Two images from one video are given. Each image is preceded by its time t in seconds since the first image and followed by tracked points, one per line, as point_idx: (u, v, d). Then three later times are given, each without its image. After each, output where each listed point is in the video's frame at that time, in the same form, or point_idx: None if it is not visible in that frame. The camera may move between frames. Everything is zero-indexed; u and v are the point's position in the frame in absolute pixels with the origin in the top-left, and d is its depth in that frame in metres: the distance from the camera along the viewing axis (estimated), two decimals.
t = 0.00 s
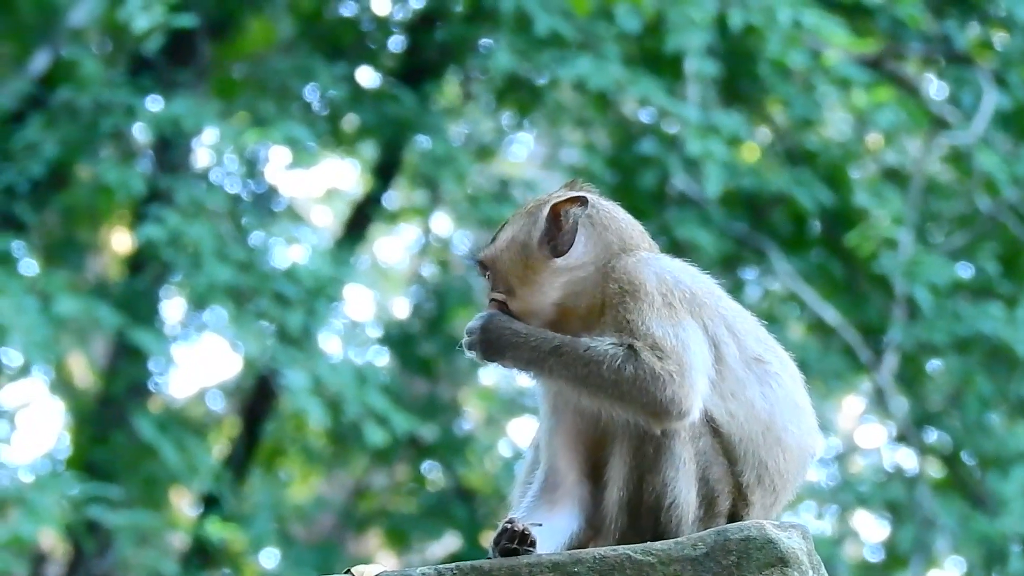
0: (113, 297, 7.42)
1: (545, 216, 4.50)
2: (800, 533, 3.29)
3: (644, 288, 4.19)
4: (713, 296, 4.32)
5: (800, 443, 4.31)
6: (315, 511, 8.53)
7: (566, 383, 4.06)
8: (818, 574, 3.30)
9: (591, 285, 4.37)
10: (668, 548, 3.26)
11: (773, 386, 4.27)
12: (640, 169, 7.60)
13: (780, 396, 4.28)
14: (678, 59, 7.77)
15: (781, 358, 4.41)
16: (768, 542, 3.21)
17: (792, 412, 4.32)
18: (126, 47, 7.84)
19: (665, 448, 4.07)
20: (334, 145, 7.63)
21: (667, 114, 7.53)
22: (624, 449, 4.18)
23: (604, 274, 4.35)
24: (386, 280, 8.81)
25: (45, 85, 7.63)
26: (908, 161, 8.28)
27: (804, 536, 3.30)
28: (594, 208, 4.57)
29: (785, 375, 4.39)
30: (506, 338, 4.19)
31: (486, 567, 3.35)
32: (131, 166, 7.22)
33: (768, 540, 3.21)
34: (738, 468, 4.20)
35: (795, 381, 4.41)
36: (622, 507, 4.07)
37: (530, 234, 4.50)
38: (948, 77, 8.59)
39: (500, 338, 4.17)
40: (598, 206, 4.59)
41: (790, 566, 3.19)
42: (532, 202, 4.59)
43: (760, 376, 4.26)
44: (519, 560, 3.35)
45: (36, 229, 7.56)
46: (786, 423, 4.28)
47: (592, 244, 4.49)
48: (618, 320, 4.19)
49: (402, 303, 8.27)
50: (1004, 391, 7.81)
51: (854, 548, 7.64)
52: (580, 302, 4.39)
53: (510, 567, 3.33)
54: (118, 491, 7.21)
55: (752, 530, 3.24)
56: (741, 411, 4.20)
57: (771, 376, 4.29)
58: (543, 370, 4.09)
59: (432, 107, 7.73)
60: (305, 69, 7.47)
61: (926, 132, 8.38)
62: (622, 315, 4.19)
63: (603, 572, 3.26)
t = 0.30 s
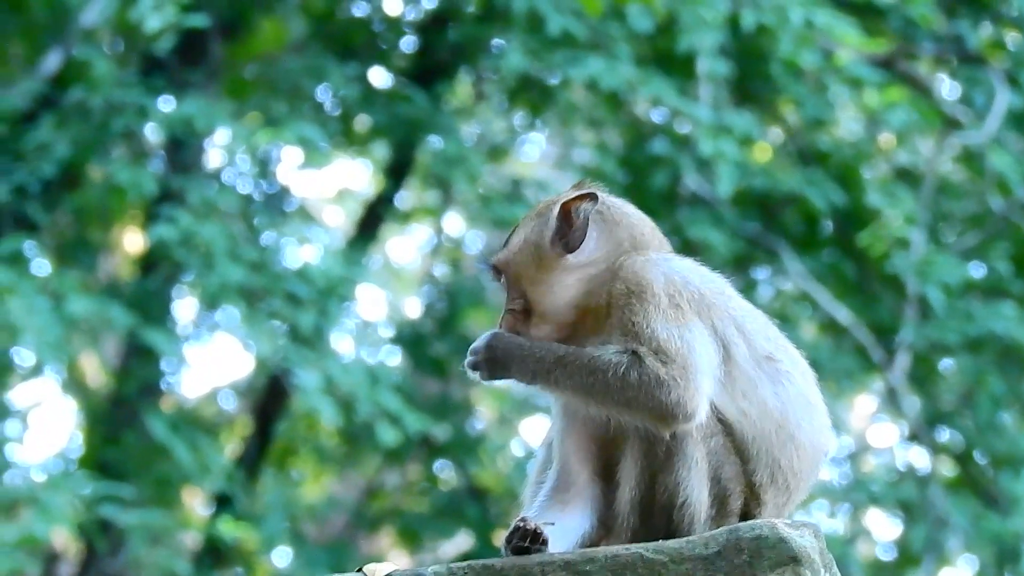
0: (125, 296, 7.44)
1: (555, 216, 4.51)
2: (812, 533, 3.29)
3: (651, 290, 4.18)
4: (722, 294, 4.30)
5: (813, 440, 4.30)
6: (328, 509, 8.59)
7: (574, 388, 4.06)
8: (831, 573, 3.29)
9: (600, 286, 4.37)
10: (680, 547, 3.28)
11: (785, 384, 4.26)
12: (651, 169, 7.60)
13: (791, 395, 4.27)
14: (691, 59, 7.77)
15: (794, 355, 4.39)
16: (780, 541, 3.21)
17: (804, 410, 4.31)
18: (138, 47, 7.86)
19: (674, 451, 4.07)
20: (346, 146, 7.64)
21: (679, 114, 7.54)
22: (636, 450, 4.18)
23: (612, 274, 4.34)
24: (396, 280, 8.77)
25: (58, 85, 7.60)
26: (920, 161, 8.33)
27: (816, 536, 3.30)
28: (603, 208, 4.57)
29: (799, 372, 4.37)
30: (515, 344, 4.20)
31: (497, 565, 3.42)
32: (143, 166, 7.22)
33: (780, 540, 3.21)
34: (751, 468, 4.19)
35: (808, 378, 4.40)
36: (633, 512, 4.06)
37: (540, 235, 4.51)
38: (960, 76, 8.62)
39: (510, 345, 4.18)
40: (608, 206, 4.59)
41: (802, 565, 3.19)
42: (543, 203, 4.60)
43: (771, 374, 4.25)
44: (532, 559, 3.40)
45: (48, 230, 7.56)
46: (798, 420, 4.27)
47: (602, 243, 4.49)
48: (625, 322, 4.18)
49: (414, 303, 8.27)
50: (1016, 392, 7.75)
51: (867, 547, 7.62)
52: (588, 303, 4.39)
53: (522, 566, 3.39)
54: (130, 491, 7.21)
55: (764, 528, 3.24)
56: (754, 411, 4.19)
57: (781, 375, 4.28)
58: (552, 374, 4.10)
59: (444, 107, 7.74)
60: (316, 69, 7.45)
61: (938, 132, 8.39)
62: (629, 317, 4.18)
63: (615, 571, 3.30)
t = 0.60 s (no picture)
0: (142, 291, 7.46)
1: (575, 207, 4.51)
2: (830, 526, 3.15)
3: (665, 282, 4.15)
4: (738, 287, 4.28)
5: (829, 434, 4.27)
6: (345, 505, 8.57)
7: (586, 382, 4.04)
8: (849, 568, 3.16)
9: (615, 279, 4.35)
10: (698, 541, 3.12)
11: (800, 378, 4.25)
12: (670, 163, 7.61)
13: (807, 388, 4.25)
14: (709, 53, 7.76)
15: (810, 350, 4.37)
16: (798, 535, 3.07)
17: (820, 404, 4.28)
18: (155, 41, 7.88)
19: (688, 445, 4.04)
20: (364, 139, 7.64)
21: (698, 107, 7.51)
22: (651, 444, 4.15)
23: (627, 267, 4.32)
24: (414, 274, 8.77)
25: (76, 79, 7.64)
26: (939, 155, 8.33)
27: (834, 530, 3.16)
28: (619, 202, 4.55)
29: (814, 366, 4.35)
30: (529, 341, 4.20)
31: (514, 561, 3.23)
32: (161, 160, 7.22)
33: (798, 534, 3.07)
34: (768, 462, 4.15)
35: (824, 373, 4.37)
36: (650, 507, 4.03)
37: (558, 228, 4.51)
38: (978, 72, 8.66)
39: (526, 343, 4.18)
40: (624, 199, 4.57)
41: (821, 559, 3.06)
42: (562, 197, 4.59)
43: (787, 369, 4.23)
44: (547, 555, 3.22)
45: (66, 224, 7.58)
46: (814, 414, 4.25)
47: (621, 235, 4.48)
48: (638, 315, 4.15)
49: (432, 297, 8.27)
50: None
51: (885, 541, 7.60)
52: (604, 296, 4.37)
53: (538, 562, 3.21)
54: (148, 485, 7.22)
55: (782, 522, 3.10)
56: (771, 404, 4.16)
57: (796, 368, 4.26)
58: (567, 369, 4.09)
59: (462, 101, 7.75)
60: (335, 62, 7.49)
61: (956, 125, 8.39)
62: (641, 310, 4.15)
63: (632, 568, 3.13)
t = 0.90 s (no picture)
0: (154, 279, 7.47)
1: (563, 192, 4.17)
2: (843, 514, 2.78)
3: (653, 275, 3.71)
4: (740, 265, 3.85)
5: (840, 424, 3.83)
6: (357, 493, 8.56)
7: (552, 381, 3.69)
8: (864, 559, 2.79)
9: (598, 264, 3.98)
10: (711, 528, 2.75)
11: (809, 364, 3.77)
12: (682, 152, 7.68)
13: (815, 376, 3.79)
14: (721, 42, 7.77)
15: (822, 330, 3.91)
16: (810, 523, 2.70)
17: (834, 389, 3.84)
18: (169, 30, 7.90)
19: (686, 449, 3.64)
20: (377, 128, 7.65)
21: (710, 96, 7.59)
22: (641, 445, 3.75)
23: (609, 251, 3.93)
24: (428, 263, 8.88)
25: (88, 67, 7.65)
26: (951, 144, 8.35)
27: (849, 519, 2.79)
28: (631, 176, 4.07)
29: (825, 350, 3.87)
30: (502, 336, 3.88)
31: (526, 548, 2.82)
32: (172, 149, 7.22)
33: (810, 522, 2.70)
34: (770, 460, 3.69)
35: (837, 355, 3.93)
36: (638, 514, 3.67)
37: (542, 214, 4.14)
38: (990, 60, 8.64)
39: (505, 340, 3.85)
40: (618, 178, 4.04)
41: (836, 550, 2.69)
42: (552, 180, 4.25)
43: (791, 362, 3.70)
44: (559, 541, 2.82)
45: (79, 212, 7.58)
46: (824, 404, 3.80)
47: (609, 215, 3.94)
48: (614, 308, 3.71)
49: (444, 285, 8.33)
50: None
51: (896, 530, 7.58)
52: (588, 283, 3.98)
53: (550, 549, 2.81)
54: (159, 473, 7.21)
55: (794, 510, 2.73)
56: (772, 398, 3.69)
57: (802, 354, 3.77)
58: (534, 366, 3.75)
59: (474, 90, 7.78)
60: (348, 50, 7.52)
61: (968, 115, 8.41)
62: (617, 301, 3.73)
63: (645, 558, 2.75)
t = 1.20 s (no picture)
0: (161, 269, 7.47)
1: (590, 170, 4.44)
2: (847, 504, 2.72)
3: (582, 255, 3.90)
4: (661, 242, 3.80)
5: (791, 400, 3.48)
6: (363, 483, 8.60)
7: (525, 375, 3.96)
8: (866, 549, 2.76)
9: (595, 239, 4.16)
10: (716, 518, 2.66)
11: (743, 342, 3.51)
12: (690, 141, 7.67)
13: (755, 355, 3.50)
14: (727, 31, 7.76)
15: (775, 301, 3.62)
16: (816, 513, 2.64)
17: (789, 365, 3.50)
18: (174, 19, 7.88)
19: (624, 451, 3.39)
20: (383, 116, 7.68)
21: (717, 86, 7.56)
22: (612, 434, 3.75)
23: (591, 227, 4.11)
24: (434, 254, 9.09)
25: (94, 57, 7.65)
26: (957, 134, 8.34)
27: (853, 508, 2.74)
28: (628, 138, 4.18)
29: (777, 324, 3.57)
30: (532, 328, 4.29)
31: (532, 537, 2.68)
32: (179, 138, 7.21)
33: (816, 512, 2.64)
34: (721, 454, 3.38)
35: (800, 326, 3.59)
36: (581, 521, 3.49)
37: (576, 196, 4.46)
38: (996, 49, 8.59)
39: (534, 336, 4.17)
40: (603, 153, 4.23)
41: (842, 540, 2.64)
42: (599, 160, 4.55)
43: (713, 344, 3.52)
44: (563, 531, 2.69)
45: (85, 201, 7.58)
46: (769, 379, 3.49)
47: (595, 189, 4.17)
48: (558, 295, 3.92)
49: (449, 275, 8.46)
50: None
51: (902, 520, 7.55)
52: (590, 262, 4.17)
53: (556, 539, 2.67)
54: (165, 463, 7.20)
55: (798, 501, 2.66)
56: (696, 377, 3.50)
57: (735, 334, 3.53)
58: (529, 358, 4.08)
59: (480, 80, 7.79)
60: (353, 40, 7.52)
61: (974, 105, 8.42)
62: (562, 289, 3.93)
63: (651, 548, 2.64)
